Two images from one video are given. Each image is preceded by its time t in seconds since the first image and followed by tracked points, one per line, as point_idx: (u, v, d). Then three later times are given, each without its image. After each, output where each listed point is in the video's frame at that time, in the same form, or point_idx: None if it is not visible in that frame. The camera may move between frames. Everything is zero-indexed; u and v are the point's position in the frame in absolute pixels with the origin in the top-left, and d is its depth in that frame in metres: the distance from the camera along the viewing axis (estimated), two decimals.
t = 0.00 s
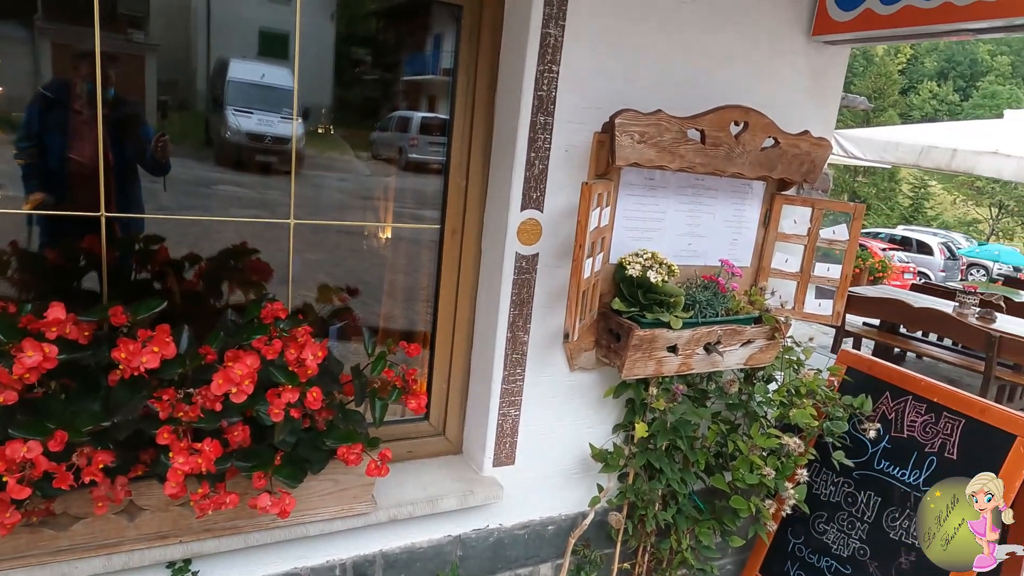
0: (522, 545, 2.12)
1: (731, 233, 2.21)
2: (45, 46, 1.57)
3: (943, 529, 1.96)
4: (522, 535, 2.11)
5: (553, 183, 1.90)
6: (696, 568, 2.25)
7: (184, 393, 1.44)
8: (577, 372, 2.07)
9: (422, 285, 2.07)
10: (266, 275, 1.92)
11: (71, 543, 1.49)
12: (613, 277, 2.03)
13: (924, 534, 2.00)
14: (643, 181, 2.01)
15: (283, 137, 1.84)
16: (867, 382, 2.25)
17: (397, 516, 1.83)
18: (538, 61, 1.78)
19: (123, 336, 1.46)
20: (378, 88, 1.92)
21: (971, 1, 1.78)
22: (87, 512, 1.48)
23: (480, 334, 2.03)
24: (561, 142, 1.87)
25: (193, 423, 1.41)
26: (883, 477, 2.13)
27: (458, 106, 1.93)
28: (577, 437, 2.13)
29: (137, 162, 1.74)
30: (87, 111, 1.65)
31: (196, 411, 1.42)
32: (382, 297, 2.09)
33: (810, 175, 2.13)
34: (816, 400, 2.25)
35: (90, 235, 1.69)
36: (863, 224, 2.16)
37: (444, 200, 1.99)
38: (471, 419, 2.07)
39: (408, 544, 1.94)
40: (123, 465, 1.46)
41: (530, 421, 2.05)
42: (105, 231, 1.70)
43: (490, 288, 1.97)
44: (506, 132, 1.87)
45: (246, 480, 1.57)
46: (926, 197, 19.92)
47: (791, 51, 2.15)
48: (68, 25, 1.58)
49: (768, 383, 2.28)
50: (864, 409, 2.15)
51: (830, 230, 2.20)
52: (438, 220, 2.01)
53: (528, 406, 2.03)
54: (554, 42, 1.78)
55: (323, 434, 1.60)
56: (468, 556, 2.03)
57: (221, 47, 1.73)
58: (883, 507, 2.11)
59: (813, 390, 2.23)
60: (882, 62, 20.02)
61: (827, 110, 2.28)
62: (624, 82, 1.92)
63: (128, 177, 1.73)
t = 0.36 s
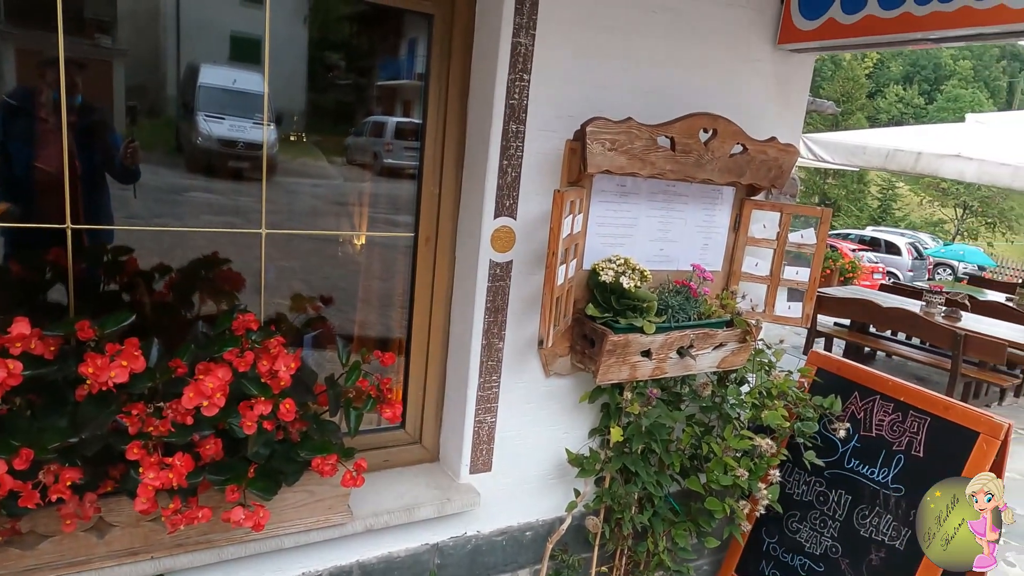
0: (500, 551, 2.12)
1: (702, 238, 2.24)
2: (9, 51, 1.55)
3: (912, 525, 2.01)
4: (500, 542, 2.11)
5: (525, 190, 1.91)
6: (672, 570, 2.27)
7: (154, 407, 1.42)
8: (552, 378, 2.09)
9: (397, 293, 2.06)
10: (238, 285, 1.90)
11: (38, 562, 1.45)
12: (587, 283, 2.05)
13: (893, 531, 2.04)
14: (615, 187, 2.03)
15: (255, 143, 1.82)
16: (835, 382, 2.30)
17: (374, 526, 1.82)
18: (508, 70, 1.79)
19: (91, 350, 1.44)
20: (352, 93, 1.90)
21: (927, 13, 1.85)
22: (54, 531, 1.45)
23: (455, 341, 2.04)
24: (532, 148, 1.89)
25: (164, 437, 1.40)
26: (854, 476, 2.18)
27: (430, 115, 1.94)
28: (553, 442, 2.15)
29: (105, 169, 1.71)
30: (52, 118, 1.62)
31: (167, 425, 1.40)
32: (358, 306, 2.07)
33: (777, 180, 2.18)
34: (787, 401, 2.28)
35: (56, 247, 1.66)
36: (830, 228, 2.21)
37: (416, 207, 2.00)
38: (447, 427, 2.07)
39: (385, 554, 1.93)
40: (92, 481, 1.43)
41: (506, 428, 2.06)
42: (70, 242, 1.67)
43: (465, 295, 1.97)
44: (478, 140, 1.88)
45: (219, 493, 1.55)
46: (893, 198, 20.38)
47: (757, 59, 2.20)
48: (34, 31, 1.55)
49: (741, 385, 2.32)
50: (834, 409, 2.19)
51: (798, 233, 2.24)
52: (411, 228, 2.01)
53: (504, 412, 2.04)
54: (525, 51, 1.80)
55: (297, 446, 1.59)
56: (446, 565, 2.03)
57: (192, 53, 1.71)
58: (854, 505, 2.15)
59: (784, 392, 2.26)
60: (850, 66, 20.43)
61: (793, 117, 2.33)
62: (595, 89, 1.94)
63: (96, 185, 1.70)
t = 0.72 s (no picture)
0: (471, 557, 2.12)
1: (668, 241, 2.27)
2: None
3: (876, 521, 2.04)
4: (471, 547, 2.11)
5: (491, 195, 1.91)
6: (644, 571, 2.28)
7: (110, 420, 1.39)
8: (521, 382, 2.09)
9: (365, 299, 2.04)
10: (201, 294, 1.87)
11: None
12: (554, 286, 2.05)
13: (858, 527, 2.08)
14: (581, 191, 2.04)
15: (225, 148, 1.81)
16: (801, 382, 2.34)
17: (342, 535, 1.79)
18: (473, 75, 1.79)
19: (43, 362, 1.40)
20: (323, 98, 1.90)
21: (883, 18, 1.88)
22: (7, 549, 1.39)
23: (423, 347, 2.03)
24: (498, 152, 1.89)
25: (120, 450, 1.36)
26: (820, 473, 2.21)
27: (395, 119, 1.92)
28: (523, 446, 2.15)
29: (69, 175, 1.68)
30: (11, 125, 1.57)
31: (123, 438, 1.36)
32: (325, 310, 2.05)
33: (741, 183, 2.21)
34: (754, 400, 2.32)
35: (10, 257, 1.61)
36: (793, 231, 2.24)
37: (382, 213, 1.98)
38: (416, 433, 2.06)
39: (354, 563, 1.90)
40: (47, 497, 1.39)
41: (475, 432, 2.05)
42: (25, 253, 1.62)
43: (432, 300, 1.97)
44: (444, 145, 1.88)
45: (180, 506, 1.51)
46: (860, 199, 20.84)
47: (720, 64, 2.23)
48: None
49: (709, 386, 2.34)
50: (799, 408, 2.23)
51: (763, 235, 2.27)
52: (377, 233, 1.99)
53: (473, 417, 2.04)
54: (489, 56, 1.80)
55: (260, 456, 1.56)
56: (416, 572, 2.01)
57: (158, 57, 1.69)
58: (820, 502, 2.19)
59: (751, 391, 2.29)
60: (816, 70, 20.84)
61: (755, 122, 2.37)
62: (562, 94, 1.95)
63: (59, 192, 1.67)
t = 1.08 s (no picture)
0: (443, 560, 2.11)
1: (636, 241, 2.28)
2: None
3: (843, 515, 2.08)
4: (444, 551, 2.10)
5: (459, 196, 1.91)
6: (617, 570, 2.29)
7: (66, 429, 1.36)
8: (493, 383, 2.09)
9: (334, 302, 2.02)
10: (165, 300, 1.83)
11: None
12: (524, 288, 2.06)
13: (826, 521, 2.11)
14: (549, 193, 2.05)
15: (194, 151, 1.77)
16: (769, 379, 2.37)
17: (311, 541, 1.76)
18: (439, 76, 1.78)
19: None
20: (295, 101, 1.88)
21: (841, 20, 1.91)
22: None
23: (392, 350, 2.02)
24: (465, 154, 1.89)
25: (77, 460, 1.33)
26: (788, 468, 2.24)
27: (360, 122, 1.90)
28: (495, 448, 2.15)
29: (32, 180, 1.64)
30: None
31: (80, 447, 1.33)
32: (291, 313, 2.03)
33: (708, 183, 2.23)
34: (723, 398, 2.34)
35: None
36: (760, 231, 2.27)
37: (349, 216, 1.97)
38: (387, 437, 2.05)
39: (324, 570, 1.88)
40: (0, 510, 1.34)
41: (446, 435, 2.04)
42: None
43: (402, 303, 1.95)
44: (410, 147, 1.87)
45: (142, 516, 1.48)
46: (829, 199, 21.24)
47: (686, 66, 2.26)
48: None
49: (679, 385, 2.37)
50: (767, 405, 2.26)
51: (730, 235, 2.31)
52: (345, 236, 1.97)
53: (444, 420, 2.03)
54: (455, 57, 1.80)
55: (225, 463, 1.53)
56: None
57: (125, 59, 1.65)
58: (789, 497, 2.22)
59: (720, 389, 2.31)
60: (785, 73, 21.20)
61: (721, 123, 2.41)
62: (530, 96, 1.96)
63: (22, 197, 1.64)
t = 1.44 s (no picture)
0: (420, 562, 2.09)
1: (610, 239, 2.29)
2: None
3: (817, 507, 2.10)
4: (420, 552, 2.08)
5: (431, 194, 1.89)
6: (595, 567, 2.30)
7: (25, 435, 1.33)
8: (468, 382, 2.08)
9: (306, 304, 1.99)
10: (132, 303, 1.80)
11: None
12: (498, 286, 2.06)
13: (800, 513, 2.13)
14: (522, 190, 2.05)
15: (165, 154, 1.76)
16: (743, 375, 2.39)
17: (284, 545, 1.73)
18: (409, 73, 1.77)
19: None
20: (270, 102, 1.86)
21: (808, 18, 1.93)
22: None
23: (366, 351, 2.00)
24: (438, 152, 1.88)
25: (37, 466, 1.30)
26: (763, 463, 2.26)
27: (330, 121, 1.88)
28: (471, 447, 2.14)
29: None
30: None
31: (40, 452, 1.30)
32: (264, 315, 2.00)
33: (681, 180, 2.25)
34: (698, 394, 2.35)
35: None
36: (733, 227, 2.29)
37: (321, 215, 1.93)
38: (361, 439, 2.03)
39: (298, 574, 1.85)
40: None
41: (422, 435, 2.03)
42: None
43: (374, 303, 1.94)
44: (381, 145, 1.85)
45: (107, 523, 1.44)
46: (803, 198, 21.56)
47: (657, 64, 2.28)
48: None
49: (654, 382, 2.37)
50: (742, 400, 2.28)
51: (702, 232, 2.34)
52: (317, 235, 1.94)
53: (419, 420, 2.01)
54: (425, 55, 1.79)
55: (194, 467, 1.50)
56: None
57: (93, 60, 1.62)
58: (764, 491, 2.24)
59: (694, 385, 2.33)
60: (759, 74, 21.48)
61: (693, 120, 2.44)
62: (502, 94, 1.96)
63: None
